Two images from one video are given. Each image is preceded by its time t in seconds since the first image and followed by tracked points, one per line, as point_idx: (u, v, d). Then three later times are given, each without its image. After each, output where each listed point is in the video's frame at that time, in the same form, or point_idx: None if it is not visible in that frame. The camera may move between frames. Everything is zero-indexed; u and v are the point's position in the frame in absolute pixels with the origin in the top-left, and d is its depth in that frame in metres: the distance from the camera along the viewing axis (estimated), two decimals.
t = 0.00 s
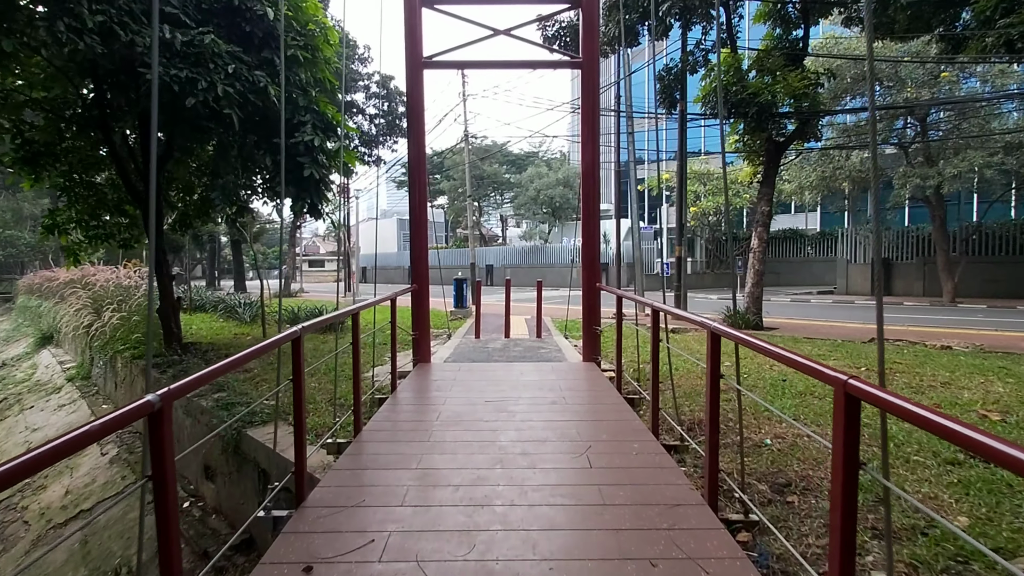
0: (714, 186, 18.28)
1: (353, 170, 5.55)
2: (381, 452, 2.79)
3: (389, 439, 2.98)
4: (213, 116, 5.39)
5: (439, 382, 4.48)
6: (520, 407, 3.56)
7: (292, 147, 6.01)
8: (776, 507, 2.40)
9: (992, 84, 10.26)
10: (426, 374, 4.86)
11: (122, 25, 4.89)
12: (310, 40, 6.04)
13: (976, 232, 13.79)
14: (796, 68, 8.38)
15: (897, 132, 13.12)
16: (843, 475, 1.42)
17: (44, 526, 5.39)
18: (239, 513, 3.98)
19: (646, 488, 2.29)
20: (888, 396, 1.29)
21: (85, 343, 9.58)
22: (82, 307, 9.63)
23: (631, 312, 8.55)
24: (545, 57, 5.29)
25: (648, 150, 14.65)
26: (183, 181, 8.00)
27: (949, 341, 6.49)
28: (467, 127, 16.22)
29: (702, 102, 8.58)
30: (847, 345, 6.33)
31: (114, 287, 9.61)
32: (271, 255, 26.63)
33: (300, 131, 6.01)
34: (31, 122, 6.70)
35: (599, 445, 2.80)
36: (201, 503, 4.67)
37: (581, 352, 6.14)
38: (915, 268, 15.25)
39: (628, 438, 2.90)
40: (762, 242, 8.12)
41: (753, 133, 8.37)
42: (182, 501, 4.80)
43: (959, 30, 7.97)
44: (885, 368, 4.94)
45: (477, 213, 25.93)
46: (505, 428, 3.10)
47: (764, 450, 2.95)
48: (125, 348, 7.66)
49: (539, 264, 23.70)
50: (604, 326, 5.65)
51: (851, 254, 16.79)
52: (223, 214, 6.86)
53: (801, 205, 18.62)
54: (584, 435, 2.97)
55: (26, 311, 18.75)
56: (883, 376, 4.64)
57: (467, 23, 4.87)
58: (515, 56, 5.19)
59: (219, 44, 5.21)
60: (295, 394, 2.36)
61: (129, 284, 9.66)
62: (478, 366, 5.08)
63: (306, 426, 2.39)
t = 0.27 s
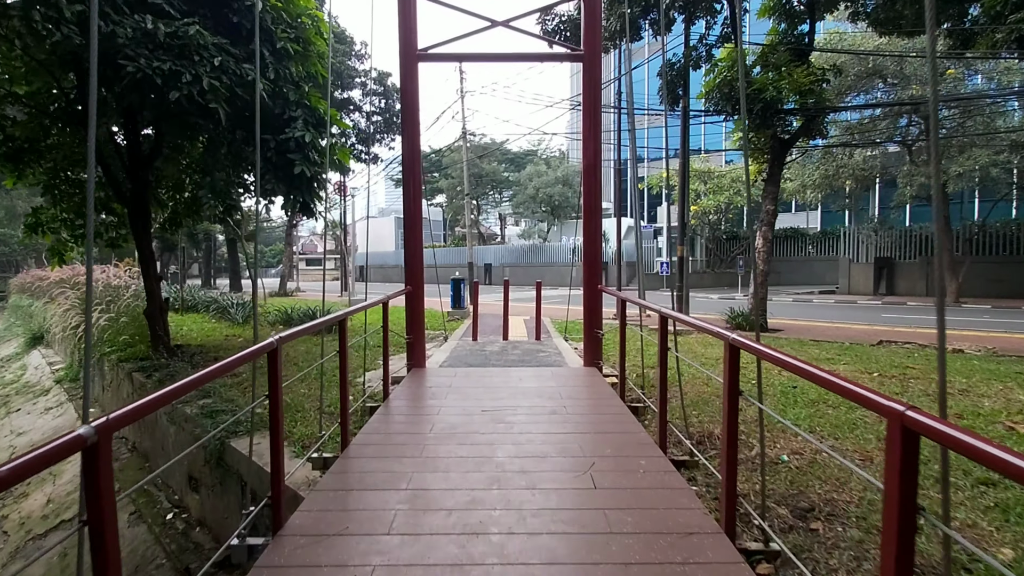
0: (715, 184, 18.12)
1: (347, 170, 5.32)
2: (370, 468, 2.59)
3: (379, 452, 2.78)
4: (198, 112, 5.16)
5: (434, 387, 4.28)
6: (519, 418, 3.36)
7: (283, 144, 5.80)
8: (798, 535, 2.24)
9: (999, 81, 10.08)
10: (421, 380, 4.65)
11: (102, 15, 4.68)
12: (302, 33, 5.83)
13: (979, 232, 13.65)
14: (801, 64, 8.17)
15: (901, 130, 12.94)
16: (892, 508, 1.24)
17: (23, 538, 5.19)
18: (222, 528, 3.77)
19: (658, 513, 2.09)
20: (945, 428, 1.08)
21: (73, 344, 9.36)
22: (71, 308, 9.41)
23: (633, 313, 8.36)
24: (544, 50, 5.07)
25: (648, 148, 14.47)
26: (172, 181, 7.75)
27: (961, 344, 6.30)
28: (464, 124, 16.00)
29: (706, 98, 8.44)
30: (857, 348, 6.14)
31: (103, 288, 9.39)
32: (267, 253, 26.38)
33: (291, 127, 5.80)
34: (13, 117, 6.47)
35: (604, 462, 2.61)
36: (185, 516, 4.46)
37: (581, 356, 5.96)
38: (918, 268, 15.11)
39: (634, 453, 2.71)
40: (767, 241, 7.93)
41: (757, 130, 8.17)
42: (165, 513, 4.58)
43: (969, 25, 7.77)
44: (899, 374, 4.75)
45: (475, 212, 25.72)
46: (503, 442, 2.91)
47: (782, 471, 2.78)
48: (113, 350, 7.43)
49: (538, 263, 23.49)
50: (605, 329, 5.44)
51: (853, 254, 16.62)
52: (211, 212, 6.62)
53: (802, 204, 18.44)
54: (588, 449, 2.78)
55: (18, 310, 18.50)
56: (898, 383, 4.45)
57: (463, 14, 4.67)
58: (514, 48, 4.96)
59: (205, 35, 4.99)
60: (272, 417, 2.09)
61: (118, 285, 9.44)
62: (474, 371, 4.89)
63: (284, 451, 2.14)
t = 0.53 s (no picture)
0: (716, 183, 17.96)
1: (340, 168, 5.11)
2: (360, 485, 2.39)
3: (370, 468, 2.57)
4: (184, 105, 4.97)
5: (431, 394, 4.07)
6: (520, 427, 3.15)
7: (274, 139, 5.60)
8: (835, 566, 2.06)
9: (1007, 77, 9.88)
10: (417, 386, 4.45)
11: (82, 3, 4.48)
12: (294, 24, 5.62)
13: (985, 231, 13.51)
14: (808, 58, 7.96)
15: (905, 127, 12.78)
16: (991, 556, 0.98)
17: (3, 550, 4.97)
18: (207, 544, 3.56)
19: (676, 540, 1.89)
20: None
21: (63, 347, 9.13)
22: (60, 310, 9.19)
23: (636, 314, 8.16)
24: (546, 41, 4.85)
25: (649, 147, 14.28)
26: (163, 180, 7.54)
27: (976, 346, 6.11)
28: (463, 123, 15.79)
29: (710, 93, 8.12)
30: (868, 350, 5.95)
31: (94, 289, 9.17)
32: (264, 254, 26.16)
33: (282, 123, 5.59)
34: None
35: (613, 478, 2.40)
36: (170, 529, 4.24)
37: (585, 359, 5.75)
38: (923, 267, 14.93)
39: (645, 469, 2.50)
40: (773, 241, 7.72)
41: (763, 127, 7.97)
42: (149, 526, 4.37)
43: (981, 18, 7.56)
44: (916, 378, 4.55)
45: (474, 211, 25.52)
46: (503, 456, 2.69)
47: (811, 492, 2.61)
48: (101, 353, 7.20)
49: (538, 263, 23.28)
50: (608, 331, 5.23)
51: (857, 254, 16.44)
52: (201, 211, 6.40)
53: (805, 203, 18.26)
54: (595, 463, 2.57)
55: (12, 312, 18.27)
56: (916, 388, 4.25)
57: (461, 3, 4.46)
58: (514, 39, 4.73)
59: (191, 25, 4.79)
60: (246, 436, 1.90)
61: (109, 286, 9.22)
62: (473, 376, 4.68)
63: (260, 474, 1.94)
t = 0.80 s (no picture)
0: (718, 182, 17.73)
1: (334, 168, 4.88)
2: (349, 514, 2.17)
3: (361, 493, 2.35)
4: (170, 99, 4.75)
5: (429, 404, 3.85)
6: (523, 443, 2.94)
7: (266, 136, 5.38)
8: None
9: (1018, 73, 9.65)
10: (414, 395, 4.24)
11: None
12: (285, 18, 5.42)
13: (991, 231, 13.36)
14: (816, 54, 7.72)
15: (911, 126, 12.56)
16: None
17: None
18: (189, 567, 3.34)
19: None
20: None
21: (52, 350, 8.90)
22: (50, 313, 8.96)
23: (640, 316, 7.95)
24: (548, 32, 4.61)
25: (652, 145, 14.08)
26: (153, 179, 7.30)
27: (993, 350, 5.89)
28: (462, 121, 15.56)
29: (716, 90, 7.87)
30: (882, 355, 5.74)
31: (85, 292, 8.96)
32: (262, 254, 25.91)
33: (273, 118, 5.36)
34: None
35: (627, 505, 2.19)
36: (154, 546, 4.03)
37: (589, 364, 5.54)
38: (928, 268, 14.73)
39: (662, 494, 2.29)
40: (781, 241, 7.50)
41: (770, 124, 7.74)
42: (133, 543, 4.15)
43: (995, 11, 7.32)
44: (937, 386, 4.34)
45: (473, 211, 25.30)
46: (506, 478, 2.48)
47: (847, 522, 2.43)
48: (89, 358, 6.97)
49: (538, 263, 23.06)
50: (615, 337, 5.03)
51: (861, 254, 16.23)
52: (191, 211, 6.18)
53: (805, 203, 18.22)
54: (605, 486, 2.36)
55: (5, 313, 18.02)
56: (940, 397, 4.04)
57: None
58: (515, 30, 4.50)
59: (175, 16, 4.58)
60: (217, 461, 1.70)
61: (100, 288, 9.00)
62: (473, 384, 4.46)
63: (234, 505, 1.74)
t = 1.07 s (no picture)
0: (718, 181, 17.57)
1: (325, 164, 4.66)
2: (334, 539, 1.99)
3: (349, 515, 2.17)
4: (155, 93, 4.56)
5: (424, 411, 3.66)
6: (523, 456, 2.76)
7: (256, 132, 5.18)
8: None
9: None
10: (409, 401, 4.05)
11: None
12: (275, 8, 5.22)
13: (995, 230, 13.21)
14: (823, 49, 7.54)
15: (915, 123, 12.41)
16: None
17: None
18: None
19: None
20: None
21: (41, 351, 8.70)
22: (38, 313, 8.76)
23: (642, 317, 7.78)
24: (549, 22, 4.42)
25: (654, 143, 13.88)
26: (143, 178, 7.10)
27: (1005, 353, 5.73)
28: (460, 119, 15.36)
29: (720, 85, 7.70)
30: (892, 358, 5.58)
31: (74, 292, 8.76)
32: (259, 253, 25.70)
33: (264, 113, 5.18)
34: None
35: (637, 528, 2.01)
36: (137, 560, 3.85)
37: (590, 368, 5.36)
38: (931, 267, 14.58)
39: (676, 516, 2.11)
40: (786, 240, 7.32)
41: (775, 121, 7.57)
42: (115, 557, 3.97)
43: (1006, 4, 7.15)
44: (954, 392, 4.18)
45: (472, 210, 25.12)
46: (506, 496, 2.30)
47: (879, 548, 2.27)
48: (76, 360, 6.78)
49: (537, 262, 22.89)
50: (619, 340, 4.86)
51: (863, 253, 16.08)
52: (179, 210, 5.98)
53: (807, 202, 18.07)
54: (612, 506, 2.19)
55: None
56: (958, 403, 3.87)
57: None
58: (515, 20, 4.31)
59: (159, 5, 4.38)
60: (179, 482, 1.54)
61: (90, 288, 8.81)
62: (471, 389, 4.27)
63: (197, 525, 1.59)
